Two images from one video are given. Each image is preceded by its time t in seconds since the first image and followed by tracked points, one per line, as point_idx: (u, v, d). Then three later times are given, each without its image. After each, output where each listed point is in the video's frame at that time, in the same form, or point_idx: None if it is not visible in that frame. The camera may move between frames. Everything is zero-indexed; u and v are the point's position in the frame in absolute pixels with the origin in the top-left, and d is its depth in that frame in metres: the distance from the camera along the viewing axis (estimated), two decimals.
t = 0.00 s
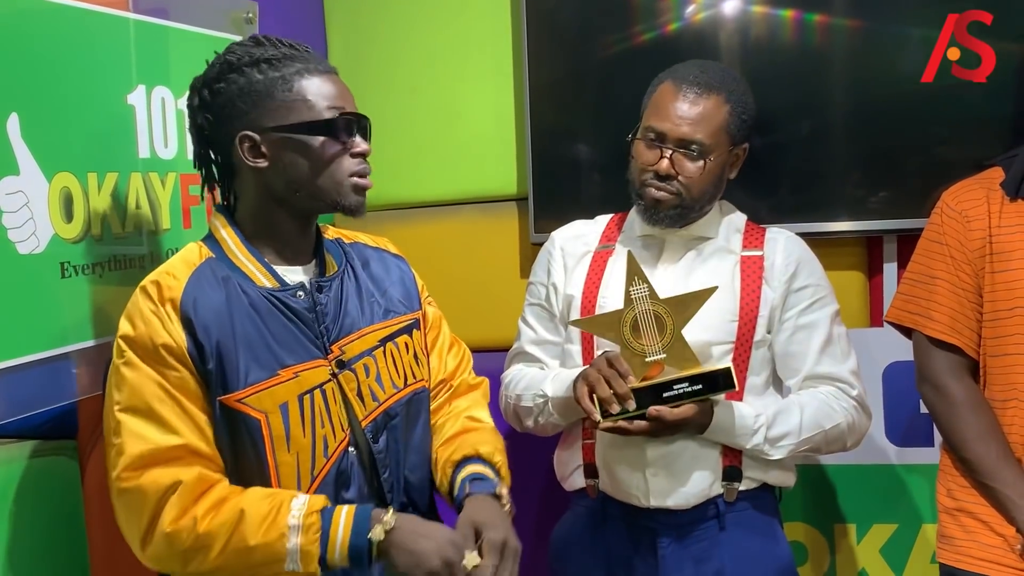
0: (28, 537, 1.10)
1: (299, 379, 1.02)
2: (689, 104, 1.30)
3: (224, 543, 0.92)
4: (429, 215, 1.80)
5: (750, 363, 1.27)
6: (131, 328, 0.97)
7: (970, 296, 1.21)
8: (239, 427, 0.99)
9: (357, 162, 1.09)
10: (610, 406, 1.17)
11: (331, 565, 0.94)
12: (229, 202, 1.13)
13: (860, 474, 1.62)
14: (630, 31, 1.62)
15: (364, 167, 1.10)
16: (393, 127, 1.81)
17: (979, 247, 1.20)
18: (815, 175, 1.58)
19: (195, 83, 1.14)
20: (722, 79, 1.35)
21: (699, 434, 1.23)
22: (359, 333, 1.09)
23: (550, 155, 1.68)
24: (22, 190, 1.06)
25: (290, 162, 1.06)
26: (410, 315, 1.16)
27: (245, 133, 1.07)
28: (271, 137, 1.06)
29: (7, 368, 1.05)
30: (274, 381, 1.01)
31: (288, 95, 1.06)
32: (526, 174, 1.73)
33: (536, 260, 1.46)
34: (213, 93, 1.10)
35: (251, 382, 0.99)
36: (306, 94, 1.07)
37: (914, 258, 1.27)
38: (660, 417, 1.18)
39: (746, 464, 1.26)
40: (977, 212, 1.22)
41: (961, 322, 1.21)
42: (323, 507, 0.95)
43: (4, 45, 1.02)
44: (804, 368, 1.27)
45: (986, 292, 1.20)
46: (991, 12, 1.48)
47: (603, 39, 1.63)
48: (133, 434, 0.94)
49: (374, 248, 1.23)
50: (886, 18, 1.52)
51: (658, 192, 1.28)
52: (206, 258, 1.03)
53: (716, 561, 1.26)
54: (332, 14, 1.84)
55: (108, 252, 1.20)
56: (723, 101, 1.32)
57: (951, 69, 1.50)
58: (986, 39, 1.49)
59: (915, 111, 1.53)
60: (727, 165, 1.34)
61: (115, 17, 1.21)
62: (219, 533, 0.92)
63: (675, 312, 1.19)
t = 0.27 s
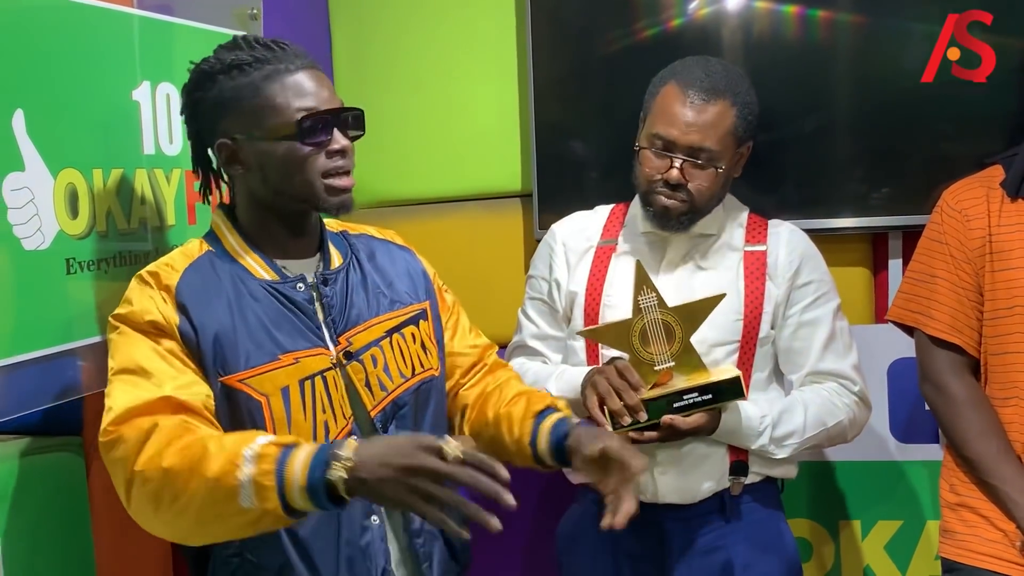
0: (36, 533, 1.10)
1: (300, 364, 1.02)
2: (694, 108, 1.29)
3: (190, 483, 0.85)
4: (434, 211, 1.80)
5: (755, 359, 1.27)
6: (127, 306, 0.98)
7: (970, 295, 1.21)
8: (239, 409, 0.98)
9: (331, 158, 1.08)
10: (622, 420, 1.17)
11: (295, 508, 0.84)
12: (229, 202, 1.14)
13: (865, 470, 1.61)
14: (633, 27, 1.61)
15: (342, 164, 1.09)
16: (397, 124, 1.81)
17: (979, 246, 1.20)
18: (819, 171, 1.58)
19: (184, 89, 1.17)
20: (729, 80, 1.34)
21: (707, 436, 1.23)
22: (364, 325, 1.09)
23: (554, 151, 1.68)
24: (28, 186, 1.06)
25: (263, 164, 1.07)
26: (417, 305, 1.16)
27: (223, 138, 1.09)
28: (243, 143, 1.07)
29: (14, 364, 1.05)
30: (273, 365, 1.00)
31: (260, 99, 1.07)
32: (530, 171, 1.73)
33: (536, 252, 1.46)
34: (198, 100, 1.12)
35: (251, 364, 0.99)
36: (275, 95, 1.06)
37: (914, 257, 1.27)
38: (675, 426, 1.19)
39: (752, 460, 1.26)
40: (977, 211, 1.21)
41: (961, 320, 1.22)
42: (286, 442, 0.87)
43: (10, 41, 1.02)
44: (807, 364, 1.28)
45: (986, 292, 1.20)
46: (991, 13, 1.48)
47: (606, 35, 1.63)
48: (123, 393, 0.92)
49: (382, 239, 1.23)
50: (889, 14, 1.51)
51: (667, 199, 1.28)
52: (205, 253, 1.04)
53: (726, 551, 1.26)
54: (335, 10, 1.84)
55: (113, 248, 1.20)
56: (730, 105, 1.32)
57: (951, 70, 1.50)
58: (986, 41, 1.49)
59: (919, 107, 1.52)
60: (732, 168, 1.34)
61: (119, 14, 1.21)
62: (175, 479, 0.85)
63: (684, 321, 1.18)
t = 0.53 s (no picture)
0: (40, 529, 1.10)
1: (285, 382, 1.01)
2: (693, 104, 1.28)
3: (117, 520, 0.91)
4: (436, 208, 1.80)
5: (757, 355, 1.27)
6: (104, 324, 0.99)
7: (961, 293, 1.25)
8: (217, 429, 0.97)
9: (325, 172, 1.04)
10: (625, 416, 1.17)
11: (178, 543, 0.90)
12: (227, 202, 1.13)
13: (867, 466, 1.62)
14: (635, 24, 1.61)
15: (335, 182, 1.05)
16: (399, 121, 1.81)
17: (971, 246, 1.24)
18: (821, 168, 1.58)
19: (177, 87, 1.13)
20: (725, 73, 1.34)
21: (709, 432, 1.23)
22: (378, 325, 1.11)
23: (557, 148, 1.68)
24: (30, 182, 1.06)
25: (254, 179, 1.04)
26: (422, 303, 1.18)
27: (217, 145, 1.06)
28: (236, 160, 1.05)
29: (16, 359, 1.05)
30: (255, 384, 0.99)
31: (254, 111, 1.02)
32: (532, 168, 1.73)
33: (539, 250, 1.46)
34: (191, 102, 1.09)
35: (232, 383, 0.98)
36: (269, 109, 1.02)
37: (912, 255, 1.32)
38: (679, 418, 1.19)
39: (754, 455, 1.26)
40: (970, 211, 1.25)
41: (952, 316, 1.26)
42: (159, 481, 0.91)
43: (11, 37, 1.02)
44: (809, 359, 1.27)
45: (976, 290, 1.24)
46: (990, 13, 1.48)
47: (608, 32, 1.63)
48: (91, 421, 0.96)
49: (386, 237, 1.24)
50: (892, 11, 1.51)
51: (670, 195, 1.28)
52: (200, 264, 1.04)
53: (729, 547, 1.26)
54: (338, 8, 1.84)
55: (115, 245, 1.20)
56: (729, 99, 1.31)
57: (951, 69, 1.50)
58: (987, 42, 1.49)
59: (921, 104, 1.52)
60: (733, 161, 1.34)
61: (122, 11, 1.21)
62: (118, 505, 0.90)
63: (684, 316, 1.17)
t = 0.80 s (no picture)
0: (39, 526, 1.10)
1: (282, 389, 1.01)
2: (697, 88, 1.31)
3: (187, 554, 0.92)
4: (436, 205, 1.80)
5: (762, 353, 1.27)
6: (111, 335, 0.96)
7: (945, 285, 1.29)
8: (215, 437, 0.97)
9: (338, 173, 1.04)
10: (625, 406, 1.18)
11: None
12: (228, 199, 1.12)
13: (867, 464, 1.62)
14: (636, 21, 1.61)
15: (346, 183, 1.05)
16: (398, 118, 1.81)
17: (960, 241, 1.28)
18: (822, 165, 1.58)
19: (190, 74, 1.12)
20: (725, 66, 1.35)
21: (711, 425, 1.23)
22: (377, 328, 1.12)
23: (557, 145, 1.68)
24: (30, 178, 1.05)
25: (266, 171, 1.03)
26: (417, 308, 1.20)
27: (228, 135, 1.05)
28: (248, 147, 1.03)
29: (15, 356, 1.04)
30: (254, 391, 0.99)
31: (270, 104, 1.02)
32: (532, 165, 1.73)
33: (547, 251, 1.47)
34: (204, 90, 1.08)
35: (228, 391, 0.97)
36: (287, 104, 1.02)
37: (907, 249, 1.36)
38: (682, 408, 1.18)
39: (759, 451, 1.26)
40: (964, 208, 1.29)
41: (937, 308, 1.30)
42: (274, 538, 0.92)
43: (12, 32, 1.02)
44: (815, 358, 1.27)
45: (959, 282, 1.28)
46: (991, 13, 1.49)
47: (608, 29, 1.63)
48: (113, 444, 0.94)
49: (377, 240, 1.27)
50: (893, 8, 1.51)
51: (659, 177, 1.28)
52: (198, 264, 1.01)
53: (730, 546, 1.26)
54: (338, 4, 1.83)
55: (115, 241, 1.20)
56: (726, 87, 1.33)
57: (951, 69, 1.50)
58: (986, 41, 1.49)
59: (922, 102, 1.52)
60: (732, 152, 1.34)
61: (122, 6, 1.21)
62: (182, 546, 0.92)
63: (683, 308, 1.20)
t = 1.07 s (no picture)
0: (43, 525, 1.10)
1: (312, 370, 1.02)
2: (709, 82, 1.33)
3: (237, 526, 0.88)
4: (438, 203, 1.80)
5: (768, 353, 1.27)
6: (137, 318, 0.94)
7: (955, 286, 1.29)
8: (257, 422, 0.97)
9: (347, 172, 1.04)
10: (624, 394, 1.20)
11: (335, 561, 0.88)
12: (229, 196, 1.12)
13: (870, 463, 1.62)
14: (636, 18, 1.61)
15: (354, 181, 1.06)
16: (399, 115, 1.81)
17: (967, 239, 1.27)
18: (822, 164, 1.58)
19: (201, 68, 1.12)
20: (735, 62, 1.39)
21: (714, 418, 1.23)
22: (377, 325, 1.13)
23: (558, 143, 1.68)
24: (32, 176, 1.05)
25: (275, 166, 1.03)
26: (414, 307, 1.21)
27: (237, 130, 1.05)
28: (258, 143, 1.04)
29: (19, 354, 1.05)
30: (286, 373, 0.99)
31: (280, 102, 1.02)
32: (534, 163, 1.73)
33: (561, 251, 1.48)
34: (214, 85, 1.08)
35: (265, 374, 0.97)
36: (300, 102, 1.02)
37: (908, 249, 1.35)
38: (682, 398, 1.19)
39: (763, 450, 1.27)
40: (967, 206, 1.28)
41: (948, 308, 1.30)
42: (327, 498, 0.89)
43: (14, 31, 1.02)
44: (823, 357, 1.27)
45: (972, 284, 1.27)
46: (991, 13, 1.49)
47: (609, 26, 1.63)
48: (152, 423, 0.91)
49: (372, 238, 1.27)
50: (893, 6, 1.51)
51: (670, 170, 1.31)
52: (210, 256, 1.01)
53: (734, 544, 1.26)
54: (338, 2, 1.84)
55: (117, 239, 1.21)
56: (737, 82, 1.36)
57: (951, 69, 1.51)
58: (985, 39, 1.49)
59: (922, 100, 1.52)
60: (743, 147, 1.36)
61: (123, 5, 1.21)
62: (238, 519, 0.88)
63: (685, 299, 1.20)
